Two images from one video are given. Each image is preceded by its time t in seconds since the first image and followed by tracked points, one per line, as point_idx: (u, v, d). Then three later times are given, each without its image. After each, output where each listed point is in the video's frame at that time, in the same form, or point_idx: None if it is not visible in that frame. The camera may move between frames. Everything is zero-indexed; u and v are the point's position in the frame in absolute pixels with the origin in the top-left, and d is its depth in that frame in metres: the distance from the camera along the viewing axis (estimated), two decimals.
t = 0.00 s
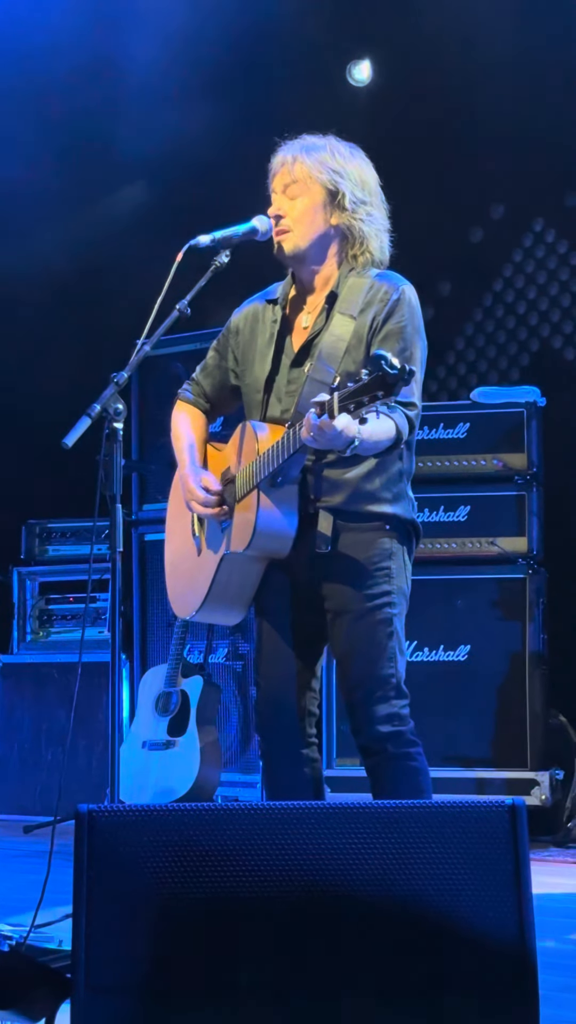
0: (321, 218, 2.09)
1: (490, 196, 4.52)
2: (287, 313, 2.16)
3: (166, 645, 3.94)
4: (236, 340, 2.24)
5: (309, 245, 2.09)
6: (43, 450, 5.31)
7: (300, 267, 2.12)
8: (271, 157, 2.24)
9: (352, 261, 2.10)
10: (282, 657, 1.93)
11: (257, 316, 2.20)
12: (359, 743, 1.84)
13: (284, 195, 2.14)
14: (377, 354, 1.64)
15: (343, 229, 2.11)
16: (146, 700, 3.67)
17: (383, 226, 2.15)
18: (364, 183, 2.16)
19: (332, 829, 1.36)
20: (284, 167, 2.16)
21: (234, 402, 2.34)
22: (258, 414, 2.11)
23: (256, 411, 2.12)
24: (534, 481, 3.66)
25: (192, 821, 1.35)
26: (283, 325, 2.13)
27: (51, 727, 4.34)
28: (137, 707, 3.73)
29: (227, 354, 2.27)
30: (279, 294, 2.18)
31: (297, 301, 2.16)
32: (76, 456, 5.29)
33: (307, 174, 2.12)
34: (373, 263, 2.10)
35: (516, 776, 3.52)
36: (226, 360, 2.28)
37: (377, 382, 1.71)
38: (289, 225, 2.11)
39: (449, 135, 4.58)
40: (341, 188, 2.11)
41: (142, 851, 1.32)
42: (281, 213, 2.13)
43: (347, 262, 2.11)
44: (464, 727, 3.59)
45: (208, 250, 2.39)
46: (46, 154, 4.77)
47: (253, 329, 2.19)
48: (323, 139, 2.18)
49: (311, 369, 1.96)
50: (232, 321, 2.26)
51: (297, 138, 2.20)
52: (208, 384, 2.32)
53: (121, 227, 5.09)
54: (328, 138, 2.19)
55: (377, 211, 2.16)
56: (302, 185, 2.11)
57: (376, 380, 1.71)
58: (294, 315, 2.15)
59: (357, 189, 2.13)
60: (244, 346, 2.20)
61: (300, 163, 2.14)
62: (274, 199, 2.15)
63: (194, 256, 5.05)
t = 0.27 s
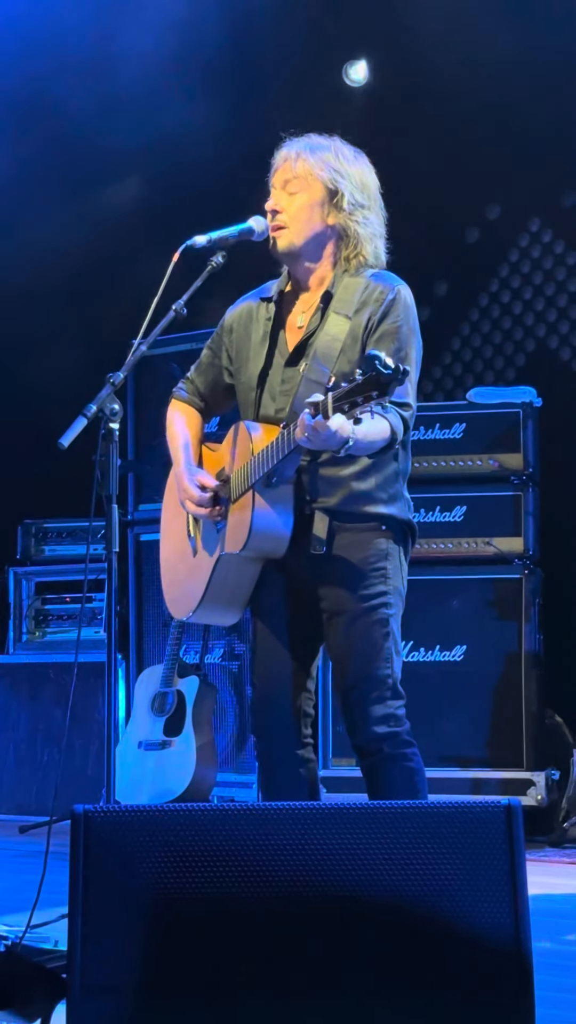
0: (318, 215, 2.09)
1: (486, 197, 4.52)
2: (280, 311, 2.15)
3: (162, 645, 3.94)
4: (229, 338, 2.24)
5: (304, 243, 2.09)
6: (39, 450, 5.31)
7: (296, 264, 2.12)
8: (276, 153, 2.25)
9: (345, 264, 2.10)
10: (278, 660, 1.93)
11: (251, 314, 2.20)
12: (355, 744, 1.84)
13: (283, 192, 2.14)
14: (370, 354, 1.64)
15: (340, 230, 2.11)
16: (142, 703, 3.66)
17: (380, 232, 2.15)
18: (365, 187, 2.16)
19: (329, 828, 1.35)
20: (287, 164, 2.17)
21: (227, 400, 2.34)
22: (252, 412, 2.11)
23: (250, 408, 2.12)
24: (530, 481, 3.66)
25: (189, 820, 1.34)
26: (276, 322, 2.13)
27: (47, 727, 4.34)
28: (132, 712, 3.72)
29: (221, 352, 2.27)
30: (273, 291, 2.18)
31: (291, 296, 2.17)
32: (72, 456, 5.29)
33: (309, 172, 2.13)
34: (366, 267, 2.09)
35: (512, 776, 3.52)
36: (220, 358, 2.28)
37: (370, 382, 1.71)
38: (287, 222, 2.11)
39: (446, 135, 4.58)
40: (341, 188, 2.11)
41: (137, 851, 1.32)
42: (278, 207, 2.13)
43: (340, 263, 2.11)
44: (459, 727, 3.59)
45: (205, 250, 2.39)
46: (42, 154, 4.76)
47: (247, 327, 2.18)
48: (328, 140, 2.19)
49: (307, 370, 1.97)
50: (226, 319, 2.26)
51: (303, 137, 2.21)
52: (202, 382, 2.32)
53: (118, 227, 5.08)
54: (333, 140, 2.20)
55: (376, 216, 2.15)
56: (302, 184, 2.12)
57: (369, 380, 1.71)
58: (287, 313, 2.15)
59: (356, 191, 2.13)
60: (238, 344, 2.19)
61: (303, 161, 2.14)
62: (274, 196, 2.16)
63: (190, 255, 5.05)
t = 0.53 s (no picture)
0: (314, 214, 2.10)
1: (483, 197, 4.51)
2: (274, 311, 2.15)
3: (160, 647, 3.94)
4: (222, 338, 2.24)
5: (296, 240, 2.09)
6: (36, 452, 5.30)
7: (287, 260, 2.13)
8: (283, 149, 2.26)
9: (337, 267, 2.08)
10: (275, 664, 1.93)
11: (244, 314, 2.19)
12: (351, 746, 1.84)
13: (283, 187, 2.15)
14: (364, 355, 1.64)
15: (334, 231, 2.11)
16: (139, 707, 3.67)
17: (375, 240, 2.15)
18: (365, 194, 2.16)
19: (325, 830, 1.35)
20: (290, 160, 2.17)
21: (221, 401, 2.34)
22: (246, 413, 2.10)
23: (243, 409, 2.12)
24: (527, 482, 3.66)
25: (186, 822, 1.34)
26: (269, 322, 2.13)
27: (45, 729, 4.33)
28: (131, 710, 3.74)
29: (214, 352, 2.27)
30: (267, 291, 2.17)
31: (284, 296, 2.17)
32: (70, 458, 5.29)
33: (311, 170, 2.13)
34: (358, 271, 2.07)
35: (509, 777, 3.52)
36: (213, 359, 2.28)
37: (364, 382, 1.72)
38: (281, 216, 2.12)
39: (444, 136, 4.59)
40: (339, 190, 2.12)
41: (132, 852, 1.32)
42: (276, 202, 2.14)
43: (332, 263, 2.10)
44: (457, 729, 3.59)
45: (201, 252, 2.39)
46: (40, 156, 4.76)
47: (241, 327, 2.18)
48: (334, 143, 2.20)
49: (300, 371, 1.96)
50: (219, 319, 2.26)
51: (311, 137, 2.22)
52: (195, 383, 2.32)
53: (116, 228, 5.08)
54: (340, 143, 2.21)
55: (372, 224, 2.16)
56: (301, 181, 2.13)
57: (362, 381, 1.72)
58: (281, 312, 2.15)
59: (355, 196, 2.14)
60: (232, 345, 2.19)
61: (306, 159, 2.15)
62: (274, 189, 2.16)
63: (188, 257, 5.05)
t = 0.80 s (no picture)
0: (311, 218, 2.10)
1: (482, 198, 4.53)
2: (272, 315, 2.16)
3: (159, 650, 3.94)
4: (221, 344, 2.24)
5: (294, 244, 2.10)
6: (37, 455, 5.31)
7: (283, 261, 2.13)
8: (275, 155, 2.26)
9: (336, 269, 2.09)
10: (274, 667, 1.93)
11: (242, 320, 2.20)
12: (352, 749, 1.84)
13: (280, 191, 2.15)
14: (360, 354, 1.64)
15: (332, 235, 2.11)
16: (139, 709, 3.68)
17: (373, 243, 2.15)
18: (362, 196, 2.16)
19: (323, 832, 1.35)
20: (286, 165, 2.17)
21: (219, 407, 2.34)
22: (245, 417, 2.11)
23: (242, 413, 2.12)
24: (527, 485, 3.66)
25: (185, 824, 1.35)
26: (267, 327, 2.14)
27: (44, 732, 4.33)
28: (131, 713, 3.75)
29: (212, 358, 2.27)
30: (265, 296, 2.18)
31: (282, 300, 2.17)
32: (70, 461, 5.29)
33: (307, 174, 2.13)
34: (357, 273, 2.08)
35: (509, 779, 3.52)
36: (211, 364, 2.29)
37: (360, 383, 1.72)
38: (279, 220, 2.12)
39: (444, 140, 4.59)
40: (336, 194, 2.12)
41: (131, 857, 1.32)
42: (273, 207, 2.15)
43: (331, 267, 2.10)
44: (456, 731, 3.59)
45: (200, 256, 2.40)
46: (39, 161, 4.77)
47: (239, 333, 2.19)
48: (329, 147, 2.20)
49: (298, 374, 1.96)
50: (218, 325, 2.27)
51: (306, 141, 2.22)
52: (193, 388, 2.32)
53: (115, 233, 5.09)
54: (335, 148, 2.21)
55: (368, 226, 2.16)
56: (298, 185, 2.13)
57: (359, 381, 1.72)
58: (279, 316, 2.15)
59: (352, 199, 2.14)
60: (230, 350, 2.20)
61: (302, 163, 2.15)
62: (271, 193, 2.17)
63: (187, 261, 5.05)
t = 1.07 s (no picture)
0: (314, 225, 2.10)
1: (483, 204, 4.55)
2: (275, 321, 2.16)
3: (162, 654, 3.94)
4: (223, 351, 2.24)
5: (298, 251, 2.10)
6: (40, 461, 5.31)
7: (285, 267, 2.13)
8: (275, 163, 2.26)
9: (341, 276, 2.09)
10: (275, 671, 1.93)
11: (245, 326, 2.20)
12: (352, 754, 1.84)
13: (282, 198, 2.14)
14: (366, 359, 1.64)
15: (336, 243, 2.12)
16: (141, 716, 3.66)
17: (376, 249, 2.15)
18: (363, 202, 2.16)
19: (325, 837, 1.35)
20: (287, 171, 2.17)
21: (221, 412, 2.35)
22: (247, 423, 2.11)
23: (245, 418, 2.13)
24: (529, 489, 3.67)
25: (187, 829, 1.34)
26: (270, 334, 2.14)
27: (47, 737, 4.33)
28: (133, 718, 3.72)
29: (215, 364, 2.28)
30: (267, 302, 2.18)
31: (285, 307, 2.17)
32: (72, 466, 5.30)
33: (309, 181, 2.13)
34: (361, 279, 2.08)
35: (512, 784, 3.52)
36: (214, 370, 2.29)
37: (366, 387, 1.71)
38: (282, 228, 2.12)
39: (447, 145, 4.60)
40: (339, 201, 2.12)
41: (134, 861, 1.32)
42: (276, 213, 2.14)
43: (334, 275, 2.10)
44: (458, 735, 3.59)
45: (202, 261, 2.40)
46: (42, 168, 4.77)
47: (241, 339, 2.19)
48: (329, 154, 2.20)
49: (301, 381, 1.95)
50: (220, 331, 2.27)
51: (305, 147, 2.22)
52: (195, 394, 2.32)
53: (118, 238, 5.09)
54: (335, 154, 2.21)
55: (370, 230, 2.16)
56: (301, 192, 2.12)
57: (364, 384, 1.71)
58: (282, 322, 2.16)
59: (354, 206, 2.14)
60: (232, 357, 2.20)
61: (303, 169, 2.15)
62: (273, 200, 2.16)
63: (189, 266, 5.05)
